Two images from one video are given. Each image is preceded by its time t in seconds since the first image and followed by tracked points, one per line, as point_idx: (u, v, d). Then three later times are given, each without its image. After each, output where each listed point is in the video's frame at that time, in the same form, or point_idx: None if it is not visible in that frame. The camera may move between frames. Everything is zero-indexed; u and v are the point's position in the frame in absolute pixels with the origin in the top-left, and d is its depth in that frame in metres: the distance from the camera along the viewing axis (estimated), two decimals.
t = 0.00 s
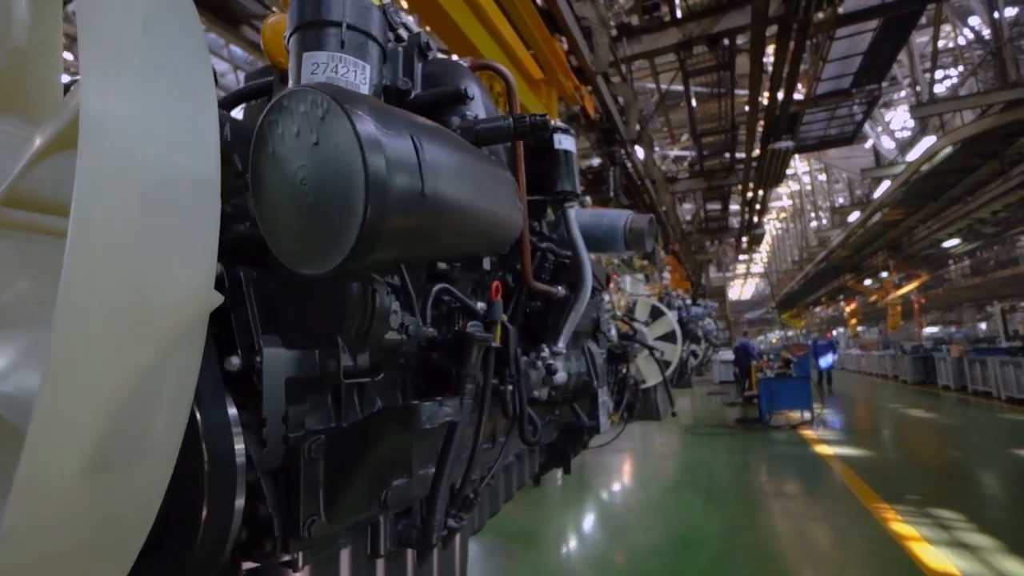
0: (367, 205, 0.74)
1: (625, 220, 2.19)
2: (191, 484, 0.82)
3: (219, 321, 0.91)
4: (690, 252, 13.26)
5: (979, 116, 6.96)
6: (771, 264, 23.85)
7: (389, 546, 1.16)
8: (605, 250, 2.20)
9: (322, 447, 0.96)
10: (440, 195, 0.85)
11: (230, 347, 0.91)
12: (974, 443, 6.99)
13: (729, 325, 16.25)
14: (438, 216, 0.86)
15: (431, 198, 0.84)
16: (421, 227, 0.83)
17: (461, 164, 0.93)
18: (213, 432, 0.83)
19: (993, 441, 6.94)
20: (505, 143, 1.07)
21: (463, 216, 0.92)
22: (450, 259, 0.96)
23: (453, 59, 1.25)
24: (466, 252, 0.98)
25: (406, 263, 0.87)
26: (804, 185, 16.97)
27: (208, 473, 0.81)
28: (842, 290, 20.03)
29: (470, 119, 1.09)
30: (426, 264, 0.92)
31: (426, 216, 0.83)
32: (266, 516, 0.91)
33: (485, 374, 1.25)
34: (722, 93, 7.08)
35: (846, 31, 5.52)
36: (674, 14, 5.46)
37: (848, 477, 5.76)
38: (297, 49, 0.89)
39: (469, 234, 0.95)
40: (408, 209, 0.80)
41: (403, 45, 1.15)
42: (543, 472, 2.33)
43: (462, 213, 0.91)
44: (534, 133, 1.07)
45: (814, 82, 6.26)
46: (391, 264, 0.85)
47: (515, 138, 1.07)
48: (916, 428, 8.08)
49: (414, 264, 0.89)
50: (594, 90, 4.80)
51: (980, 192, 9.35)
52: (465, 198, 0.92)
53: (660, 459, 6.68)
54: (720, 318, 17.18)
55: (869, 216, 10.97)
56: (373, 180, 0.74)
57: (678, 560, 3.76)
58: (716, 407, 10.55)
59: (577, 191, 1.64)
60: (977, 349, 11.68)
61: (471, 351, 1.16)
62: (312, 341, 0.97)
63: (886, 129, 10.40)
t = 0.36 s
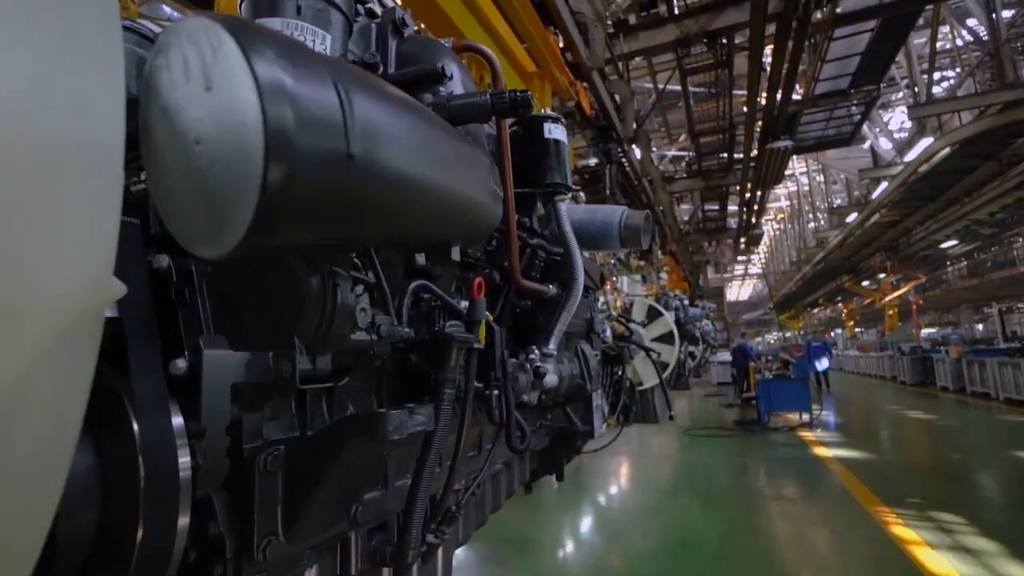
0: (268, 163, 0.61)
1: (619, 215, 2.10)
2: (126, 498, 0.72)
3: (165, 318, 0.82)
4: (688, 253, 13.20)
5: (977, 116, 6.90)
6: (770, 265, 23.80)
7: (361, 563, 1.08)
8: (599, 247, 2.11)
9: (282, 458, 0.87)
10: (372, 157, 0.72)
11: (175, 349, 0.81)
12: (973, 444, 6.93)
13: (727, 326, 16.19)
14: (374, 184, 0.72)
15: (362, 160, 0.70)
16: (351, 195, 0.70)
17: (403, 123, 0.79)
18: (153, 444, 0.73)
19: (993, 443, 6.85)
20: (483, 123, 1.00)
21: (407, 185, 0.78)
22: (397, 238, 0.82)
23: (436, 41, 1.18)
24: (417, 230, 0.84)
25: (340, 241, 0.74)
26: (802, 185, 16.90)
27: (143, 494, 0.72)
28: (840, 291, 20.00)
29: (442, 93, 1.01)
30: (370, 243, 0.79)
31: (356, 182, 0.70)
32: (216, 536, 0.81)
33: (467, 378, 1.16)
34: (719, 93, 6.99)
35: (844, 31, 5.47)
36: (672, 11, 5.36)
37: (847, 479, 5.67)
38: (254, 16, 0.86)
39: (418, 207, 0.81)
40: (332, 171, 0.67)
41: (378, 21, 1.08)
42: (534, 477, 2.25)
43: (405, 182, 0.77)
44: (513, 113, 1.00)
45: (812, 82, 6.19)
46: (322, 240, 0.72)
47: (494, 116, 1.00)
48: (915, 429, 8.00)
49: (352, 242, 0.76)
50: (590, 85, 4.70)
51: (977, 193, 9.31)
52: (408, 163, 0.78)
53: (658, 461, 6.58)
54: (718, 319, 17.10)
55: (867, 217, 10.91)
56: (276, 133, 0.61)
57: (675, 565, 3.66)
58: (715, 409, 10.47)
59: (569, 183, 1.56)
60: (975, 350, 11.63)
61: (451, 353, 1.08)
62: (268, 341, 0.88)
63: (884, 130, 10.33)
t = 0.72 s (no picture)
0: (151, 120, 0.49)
1: (615, 209, 2.01)
2: (43, 515, 0.64)
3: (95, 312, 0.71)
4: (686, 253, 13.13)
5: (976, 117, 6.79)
6: (768, 265, 23.77)
7: None
8: (595, 242, 2.03)
9: (232, 470, 0.78)
10: (251, 78, 0.55)
11: (102, 349, 0.70)
12: (972, 444, 6.86)
13: (725, 326, 16.13)
14: (254, 116, 0.56)
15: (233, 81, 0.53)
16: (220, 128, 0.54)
17: (309, 46, 0.62)
18: (73, 460, 0.63)
19: (994, 444, 6.76)
20: (456, 90, 0.91)
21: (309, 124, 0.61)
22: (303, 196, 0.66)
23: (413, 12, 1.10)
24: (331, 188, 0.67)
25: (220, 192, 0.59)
26: (800, 185, 16.85)
27: (61, 513, 0.62)
28: (837, 292, 19.97)
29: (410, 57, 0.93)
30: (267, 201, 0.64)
31: (226, 108, 0.54)
32: (153, 560, 0.72)
33: (447, 380, 1.07)
34: (717, 93, 6.93)
35: (842, 30, 5.39)
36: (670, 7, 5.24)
37: (846, 480, 5.58)
38: None
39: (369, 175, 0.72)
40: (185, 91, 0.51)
41: None
42: (527, 482, 2.15)
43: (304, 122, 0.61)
44: (490, 80, 0.94)
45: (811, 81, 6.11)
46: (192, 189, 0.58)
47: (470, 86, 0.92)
48: (913, 430, 7.94)
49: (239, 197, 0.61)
50: (586, 80, 4.61)
51: (975, 193, 9.26)
52: (312, 96, 0.61)
53: (656, 463, 6.49)
54: (716, 320, 17.03)
55: (865, 218, 10.84)
56: (87, 24, 0.44)
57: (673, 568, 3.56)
58: (713, 409, 10.39)
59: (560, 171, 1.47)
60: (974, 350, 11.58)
61: (427, 353, 0.98)
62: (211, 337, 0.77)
63: (882, 130, 10.27)
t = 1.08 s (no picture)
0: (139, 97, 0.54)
1: (607, 201, 1.92)
2: None
3: None
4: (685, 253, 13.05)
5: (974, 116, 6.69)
6: (767, 265, 23.68)
7: None
8: (587, 236, 1.93)
9: (160, 483, 0.69)
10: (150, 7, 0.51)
11: None
12: (972, 444, 6.78)
13: (725, 327, 16.04)
14: (155, 48, 0.52)
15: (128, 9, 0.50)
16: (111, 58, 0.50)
17: None
18: None
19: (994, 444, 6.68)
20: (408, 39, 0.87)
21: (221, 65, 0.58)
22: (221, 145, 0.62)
23: None
24: (251, 139, 0.64)
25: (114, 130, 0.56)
26: (798, 186, 16.77)
27: None
28: (836, 292, 19.90)
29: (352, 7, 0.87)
30: (173, 147, 0.60)
31: (123, 40, 0.50)
32: None
33: (418, 382, 0.97)
34: (715, 91, 6.81)
35: (841, 30, 5.30)
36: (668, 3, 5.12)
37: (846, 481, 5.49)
38: None
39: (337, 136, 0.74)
40: (63, 11, 0.47)
41: None
42: (516, 487, 2.05)
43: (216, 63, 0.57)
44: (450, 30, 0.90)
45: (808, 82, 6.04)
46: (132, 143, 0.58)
47: (427, 36, 0.88)
48: (911, 430, 7.87)
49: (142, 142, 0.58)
50: (582, 75, 4.50)
51: (974, 193, 9.19)
52: (227, 33, 0.57)
53: (655, 464, 6.40)
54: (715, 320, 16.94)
55: (864, 218, 10.75)
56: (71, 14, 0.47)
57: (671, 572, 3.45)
58: (712, 410, 10.30)
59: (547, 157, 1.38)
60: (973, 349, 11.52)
61: (393, 350, 0.88)
62: (133, 331, 0.68)
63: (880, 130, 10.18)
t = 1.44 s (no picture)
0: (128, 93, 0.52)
1: (598, 195, 1.83)
2: None
3: None
4: (683, 252, 12.97)
5: (972, 115, 6.60)
6: (766, 264, 23.61)
7: None
8: (578, 232, 1.84)
9: (68, 505, 0.62)
10: (138, 8, 0.50)
11: None
12: (971, 444, 6.71)
13: (723, 326, 15.98)
14: (146, 51, 0.51)
15: (116, 10, 0.48)
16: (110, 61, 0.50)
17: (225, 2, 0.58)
18: None
19: (993, 444, 6.61)
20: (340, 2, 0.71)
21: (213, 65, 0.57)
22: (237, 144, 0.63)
23: None
24: (252, 137, 0.64)
25: (116, 132, 0.54)
26: (797, 185, 16.69)
27: None
28: (834, 292, 19.85)
29: None
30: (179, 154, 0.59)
31: (119, 42, 0.49)
32: None
33: (378, 388, 0.89)
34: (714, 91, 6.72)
35: (839, 29, 5.22)
36: None
37: (846, 482, 5.40)
38: None
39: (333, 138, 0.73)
40: (61, 15, 0.46)
41: None
42: (503, 493, 1.96)
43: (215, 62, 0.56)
44: None
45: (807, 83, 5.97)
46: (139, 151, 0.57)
47: None
48: (909, 429, 7.81)
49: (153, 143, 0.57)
50: (577, 71, 4.41)
51: (972, 192, 9.14)
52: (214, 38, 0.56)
53: (654, 464, 6.32)
54: (713, 319, 16.86)
55: (863, 216, 10.63)
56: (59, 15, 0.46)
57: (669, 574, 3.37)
58: (710, 409, 10.22)
59: (527, 147, 1.29)
60: (972, 348, 11.46)
61: (348, 355, 0.80)
62: (23, 334, 0.54)
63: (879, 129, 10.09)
